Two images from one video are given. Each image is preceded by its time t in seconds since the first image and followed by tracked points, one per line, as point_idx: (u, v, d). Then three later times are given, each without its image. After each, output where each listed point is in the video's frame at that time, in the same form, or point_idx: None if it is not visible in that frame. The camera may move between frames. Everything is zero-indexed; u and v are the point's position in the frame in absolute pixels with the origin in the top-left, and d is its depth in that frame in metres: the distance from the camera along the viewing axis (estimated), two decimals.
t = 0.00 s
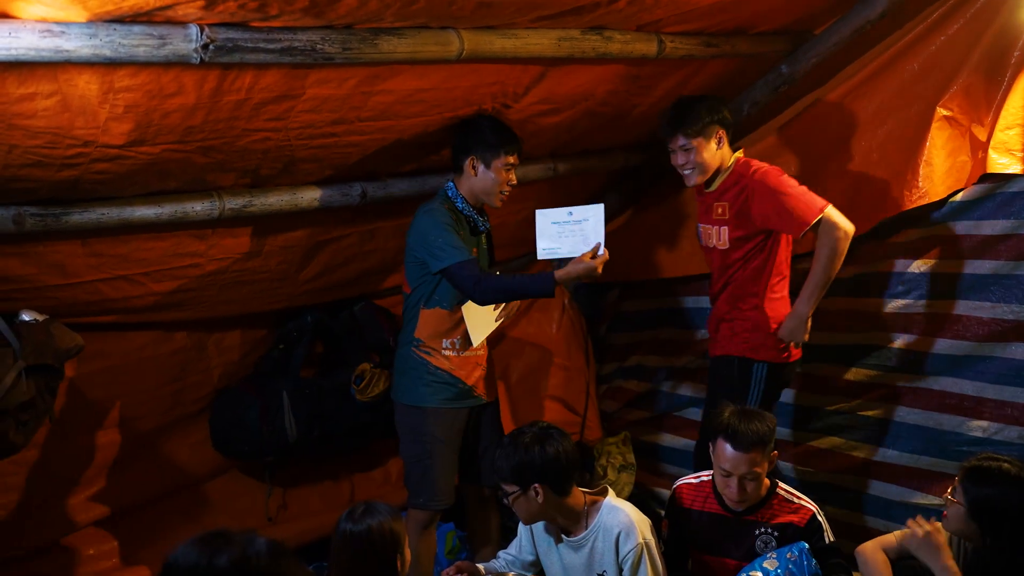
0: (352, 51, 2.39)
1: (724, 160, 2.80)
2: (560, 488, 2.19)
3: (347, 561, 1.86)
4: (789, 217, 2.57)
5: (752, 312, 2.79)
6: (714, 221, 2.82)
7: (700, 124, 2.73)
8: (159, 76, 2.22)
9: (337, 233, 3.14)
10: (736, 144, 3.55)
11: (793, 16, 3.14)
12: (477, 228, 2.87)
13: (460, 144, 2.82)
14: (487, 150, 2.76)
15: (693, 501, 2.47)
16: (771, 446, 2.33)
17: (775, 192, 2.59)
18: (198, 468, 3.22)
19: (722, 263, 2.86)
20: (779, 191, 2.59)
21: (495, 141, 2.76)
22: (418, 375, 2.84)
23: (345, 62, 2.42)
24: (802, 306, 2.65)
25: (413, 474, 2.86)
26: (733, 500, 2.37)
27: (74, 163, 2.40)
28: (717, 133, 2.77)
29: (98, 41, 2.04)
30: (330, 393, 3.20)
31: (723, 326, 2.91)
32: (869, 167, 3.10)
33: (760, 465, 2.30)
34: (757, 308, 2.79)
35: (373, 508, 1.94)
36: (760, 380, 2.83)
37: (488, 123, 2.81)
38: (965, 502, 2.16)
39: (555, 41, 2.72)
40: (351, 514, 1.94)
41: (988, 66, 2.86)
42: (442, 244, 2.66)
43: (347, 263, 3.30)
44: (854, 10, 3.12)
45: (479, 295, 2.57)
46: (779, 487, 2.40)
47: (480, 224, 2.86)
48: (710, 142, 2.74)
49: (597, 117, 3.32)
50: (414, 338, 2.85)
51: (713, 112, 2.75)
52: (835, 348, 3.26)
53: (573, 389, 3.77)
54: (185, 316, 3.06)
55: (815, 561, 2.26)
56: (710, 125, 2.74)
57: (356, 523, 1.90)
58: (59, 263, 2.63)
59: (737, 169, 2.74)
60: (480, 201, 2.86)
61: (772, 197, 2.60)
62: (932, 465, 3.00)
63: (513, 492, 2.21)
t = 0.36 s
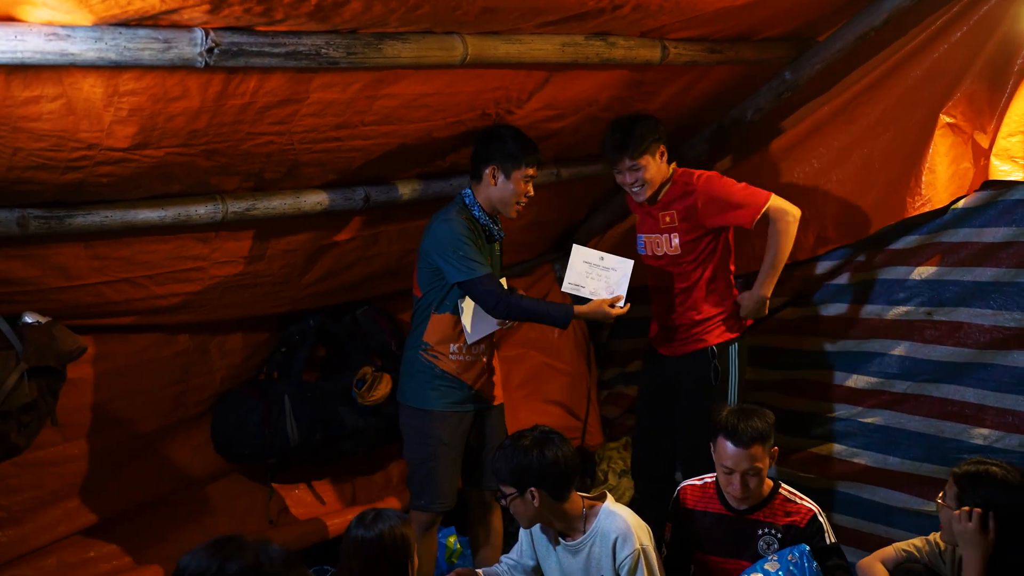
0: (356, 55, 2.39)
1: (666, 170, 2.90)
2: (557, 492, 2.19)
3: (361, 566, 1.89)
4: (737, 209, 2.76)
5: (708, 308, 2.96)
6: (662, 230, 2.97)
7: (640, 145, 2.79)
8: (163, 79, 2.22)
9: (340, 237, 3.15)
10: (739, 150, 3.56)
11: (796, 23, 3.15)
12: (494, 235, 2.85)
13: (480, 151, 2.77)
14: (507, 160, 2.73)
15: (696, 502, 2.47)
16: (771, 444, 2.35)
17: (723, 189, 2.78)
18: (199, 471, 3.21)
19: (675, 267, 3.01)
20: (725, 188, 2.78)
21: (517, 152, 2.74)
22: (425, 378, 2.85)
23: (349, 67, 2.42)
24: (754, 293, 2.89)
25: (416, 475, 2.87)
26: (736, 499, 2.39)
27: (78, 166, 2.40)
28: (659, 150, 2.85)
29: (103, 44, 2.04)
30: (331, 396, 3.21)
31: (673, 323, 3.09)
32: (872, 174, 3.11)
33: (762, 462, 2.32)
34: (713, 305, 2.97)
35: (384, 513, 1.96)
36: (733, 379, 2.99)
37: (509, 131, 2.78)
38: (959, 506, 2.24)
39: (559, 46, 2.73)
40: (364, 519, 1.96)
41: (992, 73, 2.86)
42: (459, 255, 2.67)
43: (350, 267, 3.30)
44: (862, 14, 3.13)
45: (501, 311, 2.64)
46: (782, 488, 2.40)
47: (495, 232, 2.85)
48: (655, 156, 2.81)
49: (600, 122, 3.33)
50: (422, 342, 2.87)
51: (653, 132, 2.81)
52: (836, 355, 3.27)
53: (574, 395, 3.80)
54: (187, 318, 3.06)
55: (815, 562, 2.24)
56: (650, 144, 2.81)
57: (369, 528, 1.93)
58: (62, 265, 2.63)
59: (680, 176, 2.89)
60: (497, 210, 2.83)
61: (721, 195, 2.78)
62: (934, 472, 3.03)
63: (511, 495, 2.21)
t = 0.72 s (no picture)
0: (341, 59, 2.39)
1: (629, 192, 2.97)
2: (544, 492, 2.20)
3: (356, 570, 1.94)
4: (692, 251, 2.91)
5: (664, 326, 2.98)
6: (627, 248, 3.03)
7: (612, 164, 2.80)
8: (146, 82, 2.21)
9: (324, 242, 3.14)
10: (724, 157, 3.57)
11: (779, 31, 3.18)
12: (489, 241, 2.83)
13: (477, 158, 2.71)
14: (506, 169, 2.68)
15: (680, 509, 2.47)
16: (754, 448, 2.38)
17: (687, 226, 2.92)
18: (179, 475, 3.18)
19: (630, 288, 3.07)
20: (687, 224, 2.93)
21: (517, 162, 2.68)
22: (410, 381, 2.85)
23: (333, 70, 2.42)
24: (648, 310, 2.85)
25: (399, 478, 2.86)
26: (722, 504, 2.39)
27: (59, 168, 2.39)
28: (630, 168, 2.90)
29: (86, 46, 2.03)
30: (314, 401, 3.19)
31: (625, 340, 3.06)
32: (854, 181, 3.11)
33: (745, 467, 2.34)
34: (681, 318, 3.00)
35: (376, 521, 2.02)
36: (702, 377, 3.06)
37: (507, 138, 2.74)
38: (935, 509, 2.14)
39: (543, 52, 2.73)
40: (358, 527, 2.02)
41: (972, 83, 2.86)
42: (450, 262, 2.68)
43: (333, 272, 3.28)
44: (844, 23, 3.15)
45: (490, 319, 2.67)
46: (767, 495, 2.40)
47: (490, 238, 2.83)
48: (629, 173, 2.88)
49: (584, 128, 3.33)
50: (408, 345, 2.86)
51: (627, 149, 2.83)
52: (819, 361, 3.28)
53: (556, 400, 3.80)
54: (169, 322, 3.04)
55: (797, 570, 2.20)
56: (624, 162, 2.83)
57: (362, 536, 1.99)
58: (42, 267, 2.61)
59: (642, 200, 3.00)
60: (492, 217, 2.79)
61: (674, 232, 2.93)
62: (916, 478, 3.05)
63: (503, 506, 2.17)
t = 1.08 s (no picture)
0: (342, 62, 2.39)
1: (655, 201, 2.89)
2: (547, 496, 2.21)
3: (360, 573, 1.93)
4: (704, 267, 2.87)
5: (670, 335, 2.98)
6: (645, 256, 2.96)
7: (647, 174, 2.71)
8: (148, 84, 2.21)
9: (324, 244, 3.14)
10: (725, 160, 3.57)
11: (780, 34, 3.18)
12: (495, 245, 2.82)
13: (486, 161, 2.70)
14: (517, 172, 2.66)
15: (683, 513, 2.46)
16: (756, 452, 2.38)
17: (705, 242, 2.87)
18: (179, 478, 3.17)
19: (640, 293, 3.01)
20: (705, 240, 2.87)
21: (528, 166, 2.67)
22: (410, 381, 2.85)
23: (335, 73, 2.42)
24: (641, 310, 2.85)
25: (398, 479, 2.86)
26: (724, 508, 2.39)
27: (61, 171, 2.39)
28: (659, 178, 2.81)
29: (88, 48, 2.03)
30: (315, 404, 3.19)
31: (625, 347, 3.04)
32: (857, 185, 3.11)
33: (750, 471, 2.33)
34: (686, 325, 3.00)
35: (378, 526, 2.01)
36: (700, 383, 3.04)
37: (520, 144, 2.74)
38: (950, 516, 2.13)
39: (545, 55, 2.73)
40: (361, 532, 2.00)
41: (974, 87, 2.86)
42: (456, 264, 2.68)
43: (334, 275, 3.28)
44: (845, 26, 3.14)
45: (491, 321, 2.66)
46: (769, 499, 2.39)
47: (497, 243, 2.82)
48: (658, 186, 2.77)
49: (585, 131, 3.34)
50: (409, 345, 2.86)
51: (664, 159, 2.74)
52: (820, 365, 3.28)
53: (557, 404, 3.80)
54: (170, 325, 3.04)
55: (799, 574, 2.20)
56: (659, 173, 2.74)
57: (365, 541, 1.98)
58: (44, 270, 2.61)
59: (666, 210, 2.92)
60: (499, 221, 2.78)
61: (696, 249, 2.87)
62: (918, 482, 3.04)
63: (508, 513, 2.17)
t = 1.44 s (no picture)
0: (330, 76, 2.39)
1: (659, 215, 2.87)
2: (533, 511, 2.20)
3: None
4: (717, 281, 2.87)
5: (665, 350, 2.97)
6: (645, 267, 2.93)
7: (646, 196, 2.70)
8: (135, 97, 2.21)
9: (312, 257, 3.13)
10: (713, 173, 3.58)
11: (766, 49, 3.21)
12: (471, 255, 2.84)
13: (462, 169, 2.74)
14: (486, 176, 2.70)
15: (670, 526, 2.46)
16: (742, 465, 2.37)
17: (714, 257, 2.86)
18: (165, 492, 3.15)
19: (636, 303, 2.98)
20: (716, 258, 2.86)
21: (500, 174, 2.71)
22: (393, 393, 2.85)
23: (323, 87, 2.42)
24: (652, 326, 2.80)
25: (382, 490, 2.85)
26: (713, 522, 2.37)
27: (47, 183, 2.39)
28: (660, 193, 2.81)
29: (74, 62, 2.03)
30: (302, 417, 3.17)
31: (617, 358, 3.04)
32: (843, 199, 3.13)
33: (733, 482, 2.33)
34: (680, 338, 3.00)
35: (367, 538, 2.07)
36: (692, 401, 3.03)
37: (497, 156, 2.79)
38: (943, 529, 2.14)
39: (532, 69, 2.74)
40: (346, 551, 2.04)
41: (957, 102, 2.88)
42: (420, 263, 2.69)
43: (321, 288, 3.28)
44: (833, 40, 3.17)
45: (438, 321, 2.60)
46: (756, 512, 2.39)
47: (472, 252, 2.83)
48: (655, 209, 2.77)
49: (573, 145, 3.35)
50: (393, 357, 2.87)
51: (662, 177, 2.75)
52: (809, 377, 3.28)
53: (545, 416, 3.81)
54: (156, 338, 3.03)
55: None
56: (656, 195, 2.73)
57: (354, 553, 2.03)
58: (29, 282, 2.60)
59: (670, 223, 2.90)
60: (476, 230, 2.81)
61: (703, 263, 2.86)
62: (907, 494, 3.04)
63: (494, 530, 2.16)
